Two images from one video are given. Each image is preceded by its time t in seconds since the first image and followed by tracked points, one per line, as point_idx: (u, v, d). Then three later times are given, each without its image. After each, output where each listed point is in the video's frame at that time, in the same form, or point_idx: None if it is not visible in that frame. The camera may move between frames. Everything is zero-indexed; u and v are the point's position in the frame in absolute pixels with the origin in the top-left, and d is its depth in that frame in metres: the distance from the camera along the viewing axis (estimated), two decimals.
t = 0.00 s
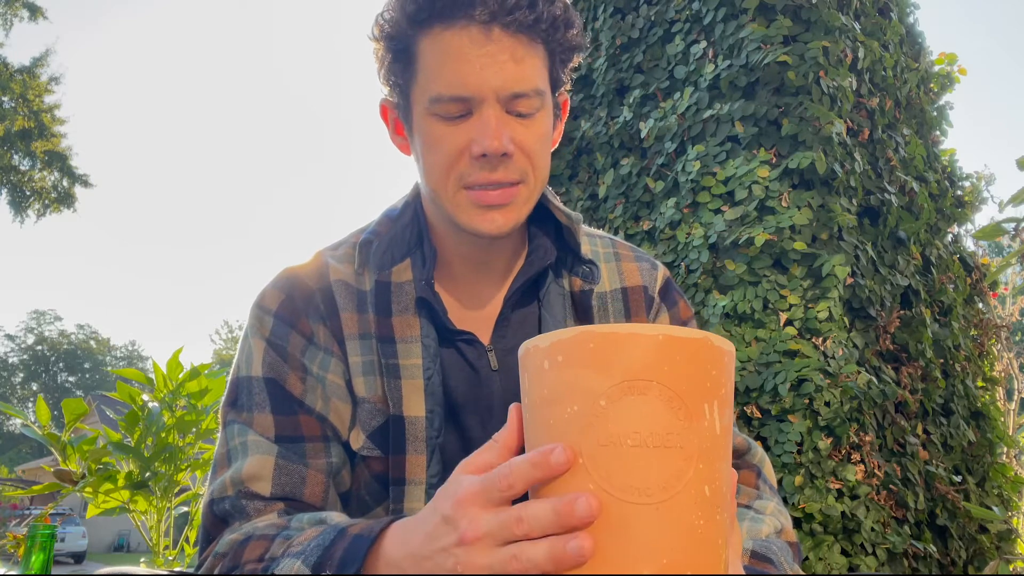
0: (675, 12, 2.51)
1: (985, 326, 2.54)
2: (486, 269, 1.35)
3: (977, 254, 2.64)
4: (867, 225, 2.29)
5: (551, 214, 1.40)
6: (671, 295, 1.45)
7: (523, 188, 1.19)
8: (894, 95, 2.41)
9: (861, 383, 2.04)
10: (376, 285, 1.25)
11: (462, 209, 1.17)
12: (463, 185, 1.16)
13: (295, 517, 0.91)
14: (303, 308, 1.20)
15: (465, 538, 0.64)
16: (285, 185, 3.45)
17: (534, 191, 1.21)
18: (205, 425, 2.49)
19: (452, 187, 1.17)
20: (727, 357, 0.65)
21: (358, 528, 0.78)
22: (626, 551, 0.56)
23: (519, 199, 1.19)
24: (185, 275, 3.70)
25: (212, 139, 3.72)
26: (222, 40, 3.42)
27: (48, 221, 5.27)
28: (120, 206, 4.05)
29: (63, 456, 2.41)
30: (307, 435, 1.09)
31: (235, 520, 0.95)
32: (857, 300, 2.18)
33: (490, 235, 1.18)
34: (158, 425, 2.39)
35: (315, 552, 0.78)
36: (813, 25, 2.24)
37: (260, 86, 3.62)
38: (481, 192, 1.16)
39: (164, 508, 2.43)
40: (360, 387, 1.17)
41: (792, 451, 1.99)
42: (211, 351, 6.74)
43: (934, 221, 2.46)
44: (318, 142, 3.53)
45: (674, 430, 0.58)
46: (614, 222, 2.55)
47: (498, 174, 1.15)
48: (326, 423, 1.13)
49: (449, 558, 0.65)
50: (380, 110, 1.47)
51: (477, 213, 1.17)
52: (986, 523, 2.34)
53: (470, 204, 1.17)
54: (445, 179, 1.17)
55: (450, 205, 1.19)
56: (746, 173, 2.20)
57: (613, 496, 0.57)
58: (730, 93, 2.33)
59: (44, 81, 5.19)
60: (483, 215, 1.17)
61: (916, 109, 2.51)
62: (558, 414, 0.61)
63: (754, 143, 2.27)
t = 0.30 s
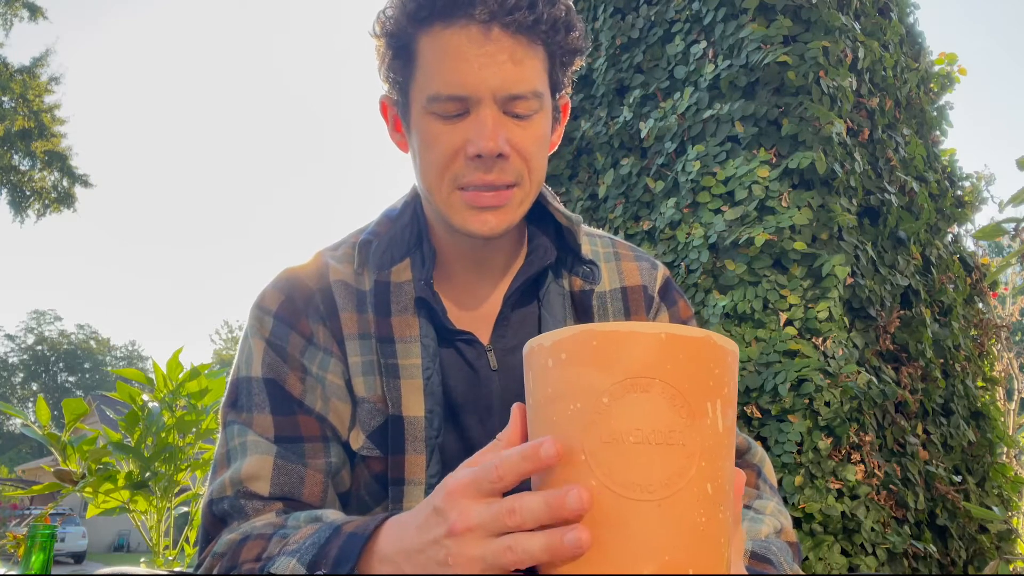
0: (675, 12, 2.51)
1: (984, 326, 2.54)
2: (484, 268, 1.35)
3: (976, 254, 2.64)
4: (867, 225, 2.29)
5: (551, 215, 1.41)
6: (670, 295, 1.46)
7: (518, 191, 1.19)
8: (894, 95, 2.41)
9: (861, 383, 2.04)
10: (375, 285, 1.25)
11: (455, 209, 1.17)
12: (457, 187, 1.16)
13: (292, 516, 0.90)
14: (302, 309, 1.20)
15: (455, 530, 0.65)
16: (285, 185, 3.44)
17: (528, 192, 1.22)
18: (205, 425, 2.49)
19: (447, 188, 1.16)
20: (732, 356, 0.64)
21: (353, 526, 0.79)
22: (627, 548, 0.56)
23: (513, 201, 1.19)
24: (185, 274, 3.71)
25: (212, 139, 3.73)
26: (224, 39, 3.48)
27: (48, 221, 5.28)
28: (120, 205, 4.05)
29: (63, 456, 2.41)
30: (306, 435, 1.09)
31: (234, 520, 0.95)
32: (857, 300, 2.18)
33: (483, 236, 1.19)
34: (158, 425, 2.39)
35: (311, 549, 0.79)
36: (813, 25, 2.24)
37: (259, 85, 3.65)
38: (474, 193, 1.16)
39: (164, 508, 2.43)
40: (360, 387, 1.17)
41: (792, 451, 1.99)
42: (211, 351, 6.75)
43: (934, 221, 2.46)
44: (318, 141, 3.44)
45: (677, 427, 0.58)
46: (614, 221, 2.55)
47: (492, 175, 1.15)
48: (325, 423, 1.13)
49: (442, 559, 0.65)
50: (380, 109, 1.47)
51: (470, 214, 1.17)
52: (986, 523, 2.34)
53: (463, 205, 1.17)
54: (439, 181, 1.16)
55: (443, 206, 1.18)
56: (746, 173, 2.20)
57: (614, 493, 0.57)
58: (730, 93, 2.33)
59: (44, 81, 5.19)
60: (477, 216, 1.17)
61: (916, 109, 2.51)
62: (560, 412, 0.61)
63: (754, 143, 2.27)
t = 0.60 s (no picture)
0: (675, 12, 2.51)
1: (984, 326, 2.54)
2: (482, 264, 1.35)
3: (977, 254, 2.64)
4: (867, 225, 2.29)
5: (551, 212, 1.41)
6: (671, 293, 1.46)
7: (512, 189, 1.19)
8: (894, 95, 2.41)
9: (861, 383, 2.04)
10: (374, 283, 1.25)
11: (453, 210, 1.17)
12: (455, 186, 1.15)
13: (283, 510, 0.90)
14: (301, 309, 1.20)
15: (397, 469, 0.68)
16: (286, 184, 3.43)
17: (522, 189, 1.21)
18: (205, 425, 2.49)
19: (444, 188, 1.16)
20: (755, 358, 0.65)
21: (336, 515, 0.79)
22: (645, 544, 0.55)
23: (508, 200, 1.19)
24: (185, 274, 3.72)
25: (214, 138, 3.70)
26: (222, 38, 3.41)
27: (48, 221, 5.29)
28: (121, 205, 4.05)
29: (63, 456, 2.41)
30: (305, 435, 1.09)
31: (230, 519, 0.95)
32: (857, 300, 2.18)
33: (479, 236, 1.19)
34: (158, 425, 2.39)
35: (297, 540, 0.80)
36: (813, 25, 2.24)
37: (260, 85, 3.57)
38: (471, 193, 1.16)
39: (164, 508, 2.43)
40: (359, 386, 1.17)
41: (792, 451, 1.99)
42: (211, 351, 6.75)
43: (934, 221, 2.46)
44: (318, 141, 3.31)
45: (701, 424, 0.58)
46: (614, 222, 2.55)
47: (486, 172, 1.14)
48: (323, 422, 1.13)
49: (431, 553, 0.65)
50: (376, 110, 1.47)
51: (467, 214, 1.17)
52: (986, 523, 2.35)
53: (461, 206, 1.17)
54: (438, 179, 1.16)
55: (441, 205, 1.18)
56: (746, 173, 2.20)
57: (635, 487, 0.57)
58: (730, 93, 2.33)
59: (44, 81, 5.19)
60: (473, 215, 1.17)
61: (916, 109, 2.51)
62: (584, 403, 0.61)
63: (754, 143, 2.27)
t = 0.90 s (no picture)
0: (675, 12, 2.51)
1: (985, 326, 2.54)
2: (478, 262, 1.35)
3: (977, 254, 2.64)
4: (867, 225, 2.28)
5: (546, 212, 1.42)
6: (670, 292, 1.46)
7: (504, 189, 1.18)
8: (894, 95, 2.41)
9: (861, 383, 2.04)
10: (371, 283, 1.25)
11: (446, 209, 1.17)
12: (448, 185, 1.15)
13: (287, 515, 0.91)
14: (299, 308, 1.20)
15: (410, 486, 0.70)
16: (286, 185, 3.42)
17: (515, 189, 1.20)
18: (205, 425, 2.49)
19: (438, 187, 1.16)
20: (761, 358, 0.66)
21: (345, 525, 0.79)
22: (657, 546, 0.55)
23: (500, 199, 1.18)
24: (185, 274, 3.72)
25: (216, 138, 3.70)
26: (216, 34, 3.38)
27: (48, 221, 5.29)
28: (121, 205, 4.05)
29: (63, 456, 2.41)
30: (304, 436, 1.09)
31: (230, 520, 0.95)
32: (857, 300, 2.18)
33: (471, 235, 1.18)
34: (158, 425, 2.39)
35: (302, 549, 0.79)
36: (813, 25, 2.24)
37: (260, 85, 3.55)
38: (463, 192, 1.16)
39: (164, 508, 2.43)
40: (356, 385, 1.17)
41: (792, 451, 1.99)
42: (211, 351, 6.75)
43: (934, 221, 2.46)
44: (318, 142, 3.30)
45: (710, 426, 0.58)
46: (614, 222, 2.55)
47: (479, 171, 1.14)
48: (322, 423, 1.13)
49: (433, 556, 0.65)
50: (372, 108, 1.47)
51: (460, 213, 1.17)
52: (986, 523, 2.34)
53: (454, 205, 1.17)
54: (431, 178, 1.16)
55: (435, 204, 1.18)
56: (746, 173, 2.20)
57: (646, 490, 0.57)
58: (730, 92, 2.33)
59: (44, 81, 5.19)
60: (465, 214, 1.17)
61: (916, 108, 2.51)
62: (591, 405, 0.61)
63: (754, 143, 2.27)
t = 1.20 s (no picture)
0: (675, 12, 2.51)
1: (985, 326, 2.54)
2: (477, 260, 1.35)
3: (977, 254, 2.63)
4: (867, 225, 2.28)
5: (544, 211, 1.42)
6: (670, 292, 1.46)
7: (500, 181, 1.17)
8: (894, 95, 2.41)
9: (861, 383, 2.04)
10: (371, 283, 1.25)
11: (442, 200, 1.16)
12: (445, 175, 1.14)
13: (299, 516, 0.90)
14: (300, 308, 1.20)
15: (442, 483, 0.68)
16: (286, 184, 3.42)
17: (513, 182, 1.19)
18: (205, 425, 2.49)
19: (435, 177, 1.15)
20: (761, 360, 0.66)
21: (366, 526, 0.78)
22: (658, 550, 0.56)
23: (498, 189, 1.17)
24: (185, 274, 3.72)
25: (216, 139, 3.70)
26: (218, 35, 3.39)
27: (48, 221, 5.29)
28: (122, 205, 4.06)
29: (63, 456, 2.40)
30: (304, 436, 1.09)
31: (234, 520, 0.95)
32: (857, 300, 2.18)
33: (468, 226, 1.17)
34: (158, 425, 2.39)
35: (323, 546, 0.79)
36: (813, 25, 2.24)
37: (260, 85, 3.53)
38: (460, 182, 1.15)
39: (164, 508, 2.43)
40: (356, 386, 1.17)
41: (792, 451, 1.99)
42: (211, 351, 6.75)
43: (934, 221, 2.46)
44: (317, 142, 3.29)
45: (712, 429, 0.58)
46: (614, 221, 2.55)
47: (476, 161, 1.13)
48: (322, 424, 1.13)
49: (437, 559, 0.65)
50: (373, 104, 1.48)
51: (457, 203, 1.16)
52: (986, 523, 2.34)
53: (450, 195, 1.16)
54: (428, 168, 1.15)
55: (432, 194, 1.17)
56: (746, 173, 2.20)
57: (647, 493, 0.57)
58: (730, 92, 2.32)
59: (44, 81, 5.19)
60: (462, 204, 1.16)
61: (916, 108, 2.51)
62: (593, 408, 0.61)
63: (754, 143, 2.27)
